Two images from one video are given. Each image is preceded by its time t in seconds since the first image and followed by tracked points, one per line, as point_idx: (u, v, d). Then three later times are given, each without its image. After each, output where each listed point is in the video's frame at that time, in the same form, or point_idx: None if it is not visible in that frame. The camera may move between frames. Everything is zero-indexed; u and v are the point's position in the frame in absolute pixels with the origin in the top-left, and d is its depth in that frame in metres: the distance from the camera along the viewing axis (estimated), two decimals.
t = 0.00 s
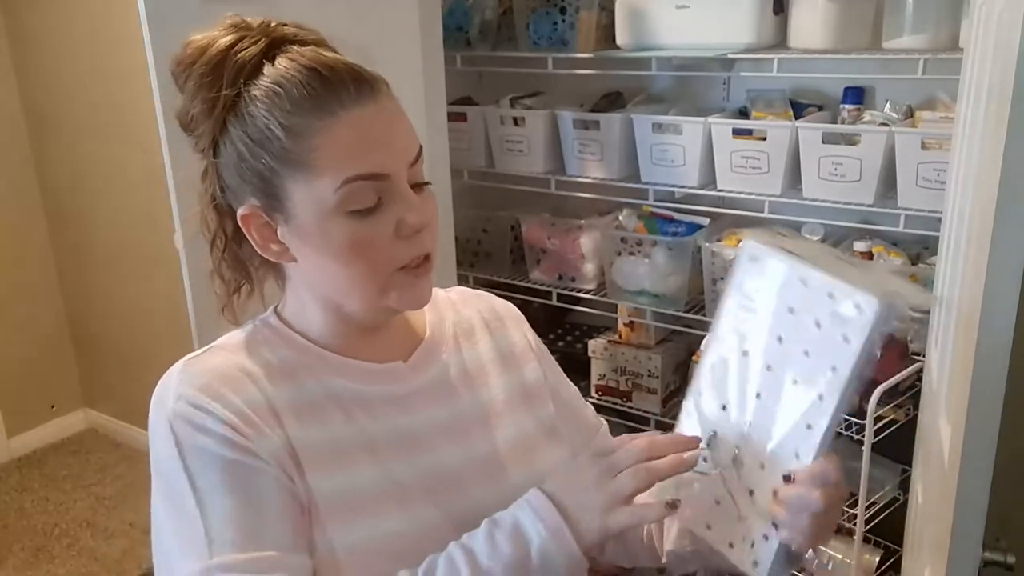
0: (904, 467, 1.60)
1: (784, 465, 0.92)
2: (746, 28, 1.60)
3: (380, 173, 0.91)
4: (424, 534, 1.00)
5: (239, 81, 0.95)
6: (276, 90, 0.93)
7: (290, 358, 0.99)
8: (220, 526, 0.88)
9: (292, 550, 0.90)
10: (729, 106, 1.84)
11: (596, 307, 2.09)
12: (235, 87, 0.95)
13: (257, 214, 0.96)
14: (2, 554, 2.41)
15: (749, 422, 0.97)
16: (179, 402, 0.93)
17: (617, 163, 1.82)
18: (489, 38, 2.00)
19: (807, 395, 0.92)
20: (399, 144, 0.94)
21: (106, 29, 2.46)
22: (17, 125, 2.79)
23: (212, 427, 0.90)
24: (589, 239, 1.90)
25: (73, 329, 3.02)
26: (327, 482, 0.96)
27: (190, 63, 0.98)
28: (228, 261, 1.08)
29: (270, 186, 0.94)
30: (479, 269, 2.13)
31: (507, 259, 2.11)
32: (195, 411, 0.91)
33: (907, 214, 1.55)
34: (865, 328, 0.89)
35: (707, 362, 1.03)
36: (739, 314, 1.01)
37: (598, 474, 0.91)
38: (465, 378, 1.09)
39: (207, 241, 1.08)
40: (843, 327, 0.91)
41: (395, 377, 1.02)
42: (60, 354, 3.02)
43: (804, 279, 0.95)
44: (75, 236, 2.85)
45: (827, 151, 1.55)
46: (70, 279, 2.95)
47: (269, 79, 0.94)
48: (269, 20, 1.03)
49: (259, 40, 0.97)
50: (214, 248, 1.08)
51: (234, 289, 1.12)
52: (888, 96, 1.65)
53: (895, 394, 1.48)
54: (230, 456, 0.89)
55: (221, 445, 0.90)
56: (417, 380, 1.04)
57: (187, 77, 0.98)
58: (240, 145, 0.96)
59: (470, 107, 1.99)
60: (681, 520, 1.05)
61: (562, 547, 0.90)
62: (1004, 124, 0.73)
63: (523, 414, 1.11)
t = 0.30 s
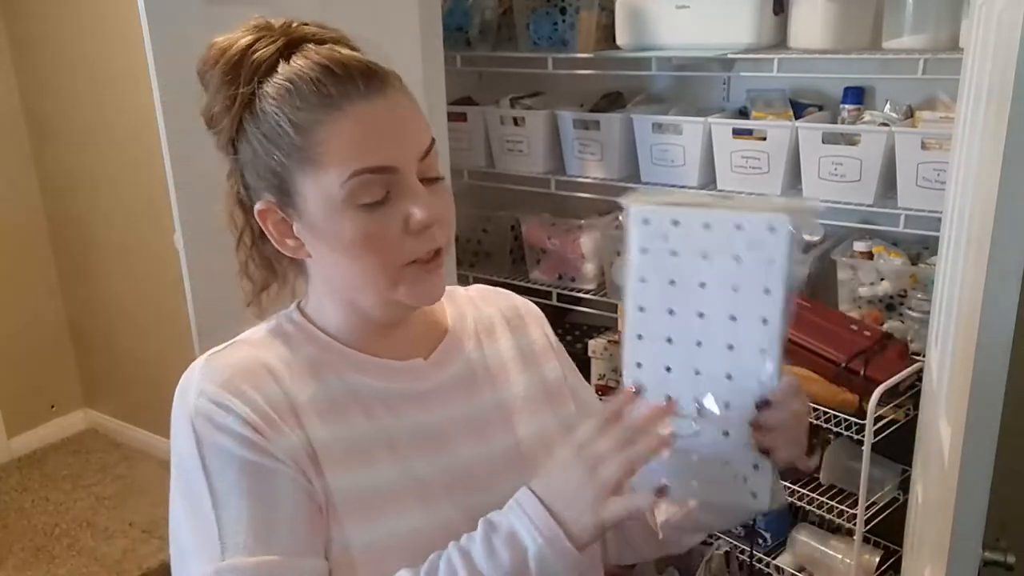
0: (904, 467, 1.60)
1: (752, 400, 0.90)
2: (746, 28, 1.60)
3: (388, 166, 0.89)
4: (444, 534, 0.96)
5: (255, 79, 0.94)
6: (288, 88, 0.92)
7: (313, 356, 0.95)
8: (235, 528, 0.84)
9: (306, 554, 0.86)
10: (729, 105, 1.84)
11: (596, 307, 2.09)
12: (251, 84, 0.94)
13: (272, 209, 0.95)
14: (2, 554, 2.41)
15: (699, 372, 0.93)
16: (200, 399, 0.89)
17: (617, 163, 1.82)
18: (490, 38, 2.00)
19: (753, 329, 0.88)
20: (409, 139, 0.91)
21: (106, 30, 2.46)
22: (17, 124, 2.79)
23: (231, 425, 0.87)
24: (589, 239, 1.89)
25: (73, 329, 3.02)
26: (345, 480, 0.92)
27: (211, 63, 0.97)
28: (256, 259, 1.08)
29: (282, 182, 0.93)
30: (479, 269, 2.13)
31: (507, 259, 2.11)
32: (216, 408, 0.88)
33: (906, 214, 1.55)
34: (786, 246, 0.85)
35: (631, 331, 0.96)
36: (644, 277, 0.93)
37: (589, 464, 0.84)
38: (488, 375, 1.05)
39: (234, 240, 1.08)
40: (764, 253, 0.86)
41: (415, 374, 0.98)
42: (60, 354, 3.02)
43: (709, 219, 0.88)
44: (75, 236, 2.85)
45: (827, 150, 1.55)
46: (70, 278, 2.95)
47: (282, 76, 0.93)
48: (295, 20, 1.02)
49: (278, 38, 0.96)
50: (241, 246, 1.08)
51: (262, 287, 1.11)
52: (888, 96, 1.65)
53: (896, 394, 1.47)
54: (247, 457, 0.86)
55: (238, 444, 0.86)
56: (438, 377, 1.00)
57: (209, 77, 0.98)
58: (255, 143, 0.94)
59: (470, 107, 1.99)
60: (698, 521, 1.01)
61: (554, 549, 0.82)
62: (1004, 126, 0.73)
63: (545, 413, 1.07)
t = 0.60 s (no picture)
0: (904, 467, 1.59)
1: (715, 355, 0.82)
2: (746, 28, 1.60)
3: (368, 161, 0.83)
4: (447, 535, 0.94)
5: (271, 77, 0.89)
6: (291, 86, 0.86)
7: (328, 350, 0.91)
8: (242, 513, 0.81)
9: (312, 548, 0.83)
10: (729, 106, 1.84)
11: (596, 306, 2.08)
12: (268, 81, 0.89)
13: (280, 205, 0.92)
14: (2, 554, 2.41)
15: (663, 335, 0.82)
16: (216, 385, 0.86)
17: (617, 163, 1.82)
18: (490, 38, 2.00)
19: (707, 286, 0.79)
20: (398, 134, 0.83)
21: (106, 30, 2.46)
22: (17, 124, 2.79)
23: (242, 414, 0.84)
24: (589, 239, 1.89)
25: (73, 329, 3.02)
26: (353, 477, 0.88)
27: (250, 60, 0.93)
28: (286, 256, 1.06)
29: (284, 181, 0.89)
30: (479, 269, 2.13)
31: (507, 258, 2.11)
32: (230, 395, 0.85)
33: (906, 214, 1.55)
34: (726, 194, 0.77)
35: (589, 305, 0.83)
36: (592, 248, 0.81)
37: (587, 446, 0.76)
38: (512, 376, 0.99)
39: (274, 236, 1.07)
40: (704, 205, 0.78)
41: (427, 374, 0.93)
42: (60, 354, 3.02)
43: (646, 180, 0.78)
44: (76, 235, 2.85)
45: (827, 151, 1.55)
46: (70, 278, 2.94)
47: (292, 74, 0.87)
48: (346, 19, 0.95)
49: (306, 35, 0.90)
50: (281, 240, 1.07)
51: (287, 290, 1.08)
52: (888, 96, 1.65)
53: (896, 394, 1.47)
54: (257, 446, 0.82)
55: (250, 433, 0.83)
56: (454, 377, 0.94)
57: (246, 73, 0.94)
58: (265, 142, 0.90)
59: (470, 107, 1.99)
60: (710, 522, 0.98)
61: (545, 534, 0.75)
62: (1004, 124, 0.72)
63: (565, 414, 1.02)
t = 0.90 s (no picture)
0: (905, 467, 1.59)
1: (720, 372, 0.78)
2: (746, 28, 1.60)
3: (355, 165, 0.83)
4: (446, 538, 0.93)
5: (286, 71, 0.89)
6: (297, 82, 0.86)
7: (327, 349, 0.91)
8: (231, 510, 0.81)
9: (303, 548, 0.83)
10: (729, 105, 1.84)
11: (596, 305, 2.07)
12: (283, 74, 0.89)
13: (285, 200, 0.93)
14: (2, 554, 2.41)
15: (666, 352, 0.78)
16: (213, 381, 0.86)
17: (617, 163, 1.82)
18: (490, 38, 2.00)
19: (710, 301, 0.76)
20: (388, 138, 0.83)
21: (106, 30, 2.46)
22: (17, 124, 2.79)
23: (238, 410, 0.84)
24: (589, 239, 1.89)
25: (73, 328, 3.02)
26: (346, 477, 0.88)
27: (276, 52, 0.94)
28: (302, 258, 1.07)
29: (287, 175, 0.90)
30: (479, 269, 2.13)
31: (507, 258, 2.11)
32: (226, 393, 0.85)
33: (906, 214, 1.55)
34: (730, 208, 0.74)
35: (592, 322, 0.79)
36: (594, 262, 0.77)
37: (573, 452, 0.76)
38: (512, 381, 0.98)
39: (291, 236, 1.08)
40: (707, 219, 0.75)
41: (422, 376, 0.92)
42: (60, 354, 3.02)
43: (649, 194, 0.75)
44: (76, 236, 2.85)
45: (827, 151, 1.55)
46: (70, 278, 2.94)
47: (300, 70, 0.87)
48: (377, 19, 0.94)
49: (328, 32, 0.90)
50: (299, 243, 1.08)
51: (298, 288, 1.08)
52: (888, 96, 1.65)
53: (896, 394, 1.47)
54: (251, 442, 0.83)
55: (245, 429, 0.83)
56: (456, 378, 0.94)
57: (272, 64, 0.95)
58: (274, 135, 0.91)
59: (470, 107, 1.99)
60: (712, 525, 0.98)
61: (530, 542, 0.76)
62: (1004, 125, 0.72)
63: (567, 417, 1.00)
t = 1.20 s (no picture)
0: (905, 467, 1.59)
1: (721, 384, 0.79)
2: (746, 29, 1.60)
3: (348, 169, 0.83)
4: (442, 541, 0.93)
5: (286, 69, 0.89)
6: (295, 83, 0.86)
7: (315, 353, 0.91)
8: (218, 515, 0.80)
9: (288, 553, 0.83)
10: (729, 105, 1.84)
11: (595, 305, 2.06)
12: (281, 72, 0.89)
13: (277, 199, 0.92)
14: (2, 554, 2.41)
15: (669, 361, 0.79)
16: (200, 385, 0.86)
17: (617, 163, 1.81)
18: (489, 39, 2.00)
19: (716, 312, 0.76)
20: (383, 143, 0.83)
21: (106, 30, 2.46)
22: (17, 125, 2.79)
23: (225, 414, 0.84)
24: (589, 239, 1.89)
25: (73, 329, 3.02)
26: (337, 482, 0.88)
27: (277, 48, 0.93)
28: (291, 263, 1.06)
29: (281, 176, 0.90)
30: (479, 269, 2.13)
31: (507, 258, 2.11)
32: (214, 397, 0.85)
33: (906, 214, 1.55)
34: (738, 220, 0.74)
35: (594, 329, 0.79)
36: (599, 269, 0.77)
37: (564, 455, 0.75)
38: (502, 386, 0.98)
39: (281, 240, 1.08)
40: (715, 230, 0.75)
41: (409, 381, 0.92)
42: (60, 354, 3.02)
43: (657, 203, 0.75)
44: (76, 236, 2.85)
45: (827, 151, 1.55)
46: (70, 278, 2.94)
47: (299, 70, 0.87)
48: (381, 19, 0.93)
49: (330, 32, 0.89)
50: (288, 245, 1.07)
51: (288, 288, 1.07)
52: (889, 96, 1.65)
53: (896, 394, 1.47)
54: (238, 447, 0.83)
55: (231, 434, 0.83)
56: (445, 383, 0.94)
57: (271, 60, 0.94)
58: (269, 133, 0.91)
59: (470, 107, 1.99)
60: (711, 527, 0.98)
61: (512, 546, 0.74)
62: (1004, 125, 0.72)
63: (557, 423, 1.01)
